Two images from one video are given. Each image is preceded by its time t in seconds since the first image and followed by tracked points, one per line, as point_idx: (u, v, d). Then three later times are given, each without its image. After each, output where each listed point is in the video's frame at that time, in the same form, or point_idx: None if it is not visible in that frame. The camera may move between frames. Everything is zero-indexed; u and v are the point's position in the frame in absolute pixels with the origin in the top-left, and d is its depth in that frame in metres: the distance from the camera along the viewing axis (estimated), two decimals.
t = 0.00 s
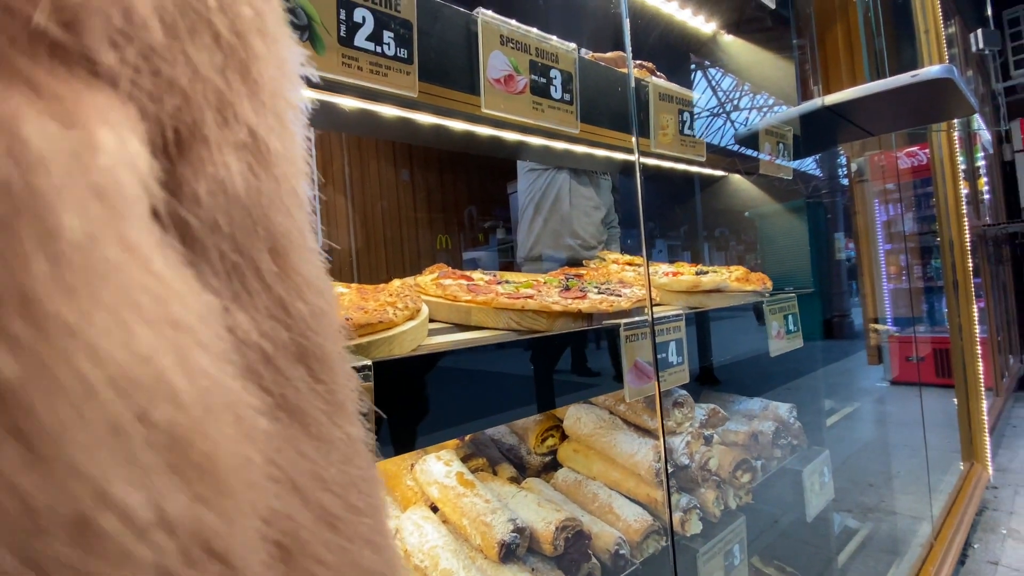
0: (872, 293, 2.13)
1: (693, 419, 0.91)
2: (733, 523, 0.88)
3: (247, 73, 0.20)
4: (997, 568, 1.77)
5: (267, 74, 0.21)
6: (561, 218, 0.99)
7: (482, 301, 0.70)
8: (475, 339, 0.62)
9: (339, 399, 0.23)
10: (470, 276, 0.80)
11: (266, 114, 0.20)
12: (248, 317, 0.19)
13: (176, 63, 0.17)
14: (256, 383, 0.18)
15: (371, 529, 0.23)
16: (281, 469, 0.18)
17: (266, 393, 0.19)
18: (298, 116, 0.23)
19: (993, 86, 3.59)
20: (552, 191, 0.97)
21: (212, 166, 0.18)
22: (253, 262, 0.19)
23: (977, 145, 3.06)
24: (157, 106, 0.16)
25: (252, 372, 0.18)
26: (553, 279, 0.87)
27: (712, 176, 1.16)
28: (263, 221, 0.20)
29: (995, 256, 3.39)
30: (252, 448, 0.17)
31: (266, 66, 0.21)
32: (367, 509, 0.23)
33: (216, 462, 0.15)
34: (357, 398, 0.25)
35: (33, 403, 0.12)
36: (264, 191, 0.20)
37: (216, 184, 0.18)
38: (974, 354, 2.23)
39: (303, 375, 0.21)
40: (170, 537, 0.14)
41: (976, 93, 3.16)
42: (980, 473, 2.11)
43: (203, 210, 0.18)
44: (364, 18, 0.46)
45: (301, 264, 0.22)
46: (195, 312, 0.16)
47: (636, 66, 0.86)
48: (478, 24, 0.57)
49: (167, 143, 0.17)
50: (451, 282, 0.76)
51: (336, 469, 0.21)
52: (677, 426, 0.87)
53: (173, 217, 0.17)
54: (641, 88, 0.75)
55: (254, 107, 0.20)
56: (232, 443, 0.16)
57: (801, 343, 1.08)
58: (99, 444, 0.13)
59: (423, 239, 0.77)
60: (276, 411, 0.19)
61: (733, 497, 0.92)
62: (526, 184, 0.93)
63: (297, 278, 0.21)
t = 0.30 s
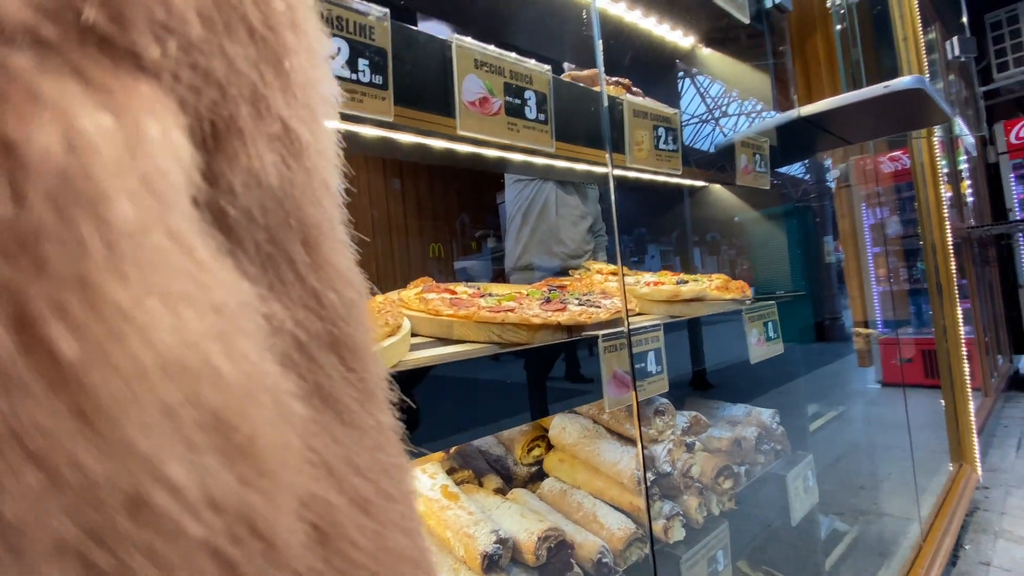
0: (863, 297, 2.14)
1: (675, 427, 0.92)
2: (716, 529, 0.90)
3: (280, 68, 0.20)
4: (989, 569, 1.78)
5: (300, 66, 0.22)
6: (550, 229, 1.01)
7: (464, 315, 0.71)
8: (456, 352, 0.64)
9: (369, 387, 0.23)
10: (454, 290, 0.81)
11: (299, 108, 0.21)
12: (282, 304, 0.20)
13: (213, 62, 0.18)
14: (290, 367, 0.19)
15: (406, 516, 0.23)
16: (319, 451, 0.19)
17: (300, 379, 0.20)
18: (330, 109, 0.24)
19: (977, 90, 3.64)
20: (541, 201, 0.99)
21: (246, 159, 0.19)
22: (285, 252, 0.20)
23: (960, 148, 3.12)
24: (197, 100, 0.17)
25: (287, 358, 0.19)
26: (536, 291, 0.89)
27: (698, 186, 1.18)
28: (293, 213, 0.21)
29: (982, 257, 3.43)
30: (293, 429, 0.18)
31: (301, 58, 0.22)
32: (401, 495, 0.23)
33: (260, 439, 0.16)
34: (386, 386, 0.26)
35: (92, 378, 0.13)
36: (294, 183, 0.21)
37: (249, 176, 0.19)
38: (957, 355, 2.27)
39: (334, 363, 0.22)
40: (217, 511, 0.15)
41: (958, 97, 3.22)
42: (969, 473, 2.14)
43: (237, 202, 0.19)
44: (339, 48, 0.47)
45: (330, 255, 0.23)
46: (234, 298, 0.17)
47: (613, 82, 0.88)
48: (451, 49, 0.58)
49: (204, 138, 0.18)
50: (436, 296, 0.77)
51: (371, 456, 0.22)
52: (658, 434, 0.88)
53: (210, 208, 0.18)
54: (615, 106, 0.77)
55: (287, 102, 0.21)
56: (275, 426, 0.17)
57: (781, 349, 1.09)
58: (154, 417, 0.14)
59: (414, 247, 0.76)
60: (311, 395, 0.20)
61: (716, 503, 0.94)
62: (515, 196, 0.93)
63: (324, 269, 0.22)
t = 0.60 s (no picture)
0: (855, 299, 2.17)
1: (644, 433, 0.96)
2: (688, 531, 0.93)
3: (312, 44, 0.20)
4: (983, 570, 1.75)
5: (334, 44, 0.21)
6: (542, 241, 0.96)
7: (438, 332, 0.69)
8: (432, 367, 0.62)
9: (402, 378, 0.23)
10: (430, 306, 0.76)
11: (334, 85, 0.21)
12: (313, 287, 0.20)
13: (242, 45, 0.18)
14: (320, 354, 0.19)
15: (439, 512, 0.23)
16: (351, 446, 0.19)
17: (331, 367, 0.20)
18: (363, 85, 0.24)
19: (966, 91, 3.67)
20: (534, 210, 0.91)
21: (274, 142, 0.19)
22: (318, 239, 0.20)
23: (948, 150, 3.16)
24: (231, 81, 0.18)
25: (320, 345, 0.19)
26: (507, 306, 0.88)
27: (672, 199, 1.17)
28: (323, 199, 0.21)
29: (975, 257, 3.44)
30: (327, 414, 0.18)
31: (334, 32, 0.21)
32: (434, 492, 0.23)
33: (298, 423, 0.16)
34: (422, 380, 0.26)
35: (125, 363, 0.13)
36: (324, 166, 0.21)
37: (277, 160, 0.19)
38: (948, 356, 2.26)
39: (366, 352, 0.22)
40: (250, 499, 0.15)
41: (943, 101, 3.27)
42: (962, 475, 2.14)
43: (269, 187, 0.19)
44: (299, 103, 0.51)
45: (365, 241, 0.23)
46: (270, 279, 0.17)
47: (581, 108, 0.92)
48: (416, 92, 0.63)
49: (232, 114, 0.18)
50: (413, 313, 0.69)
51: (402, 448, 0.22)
52: (628, 441, 0.92)
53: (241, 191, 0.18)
54: (576, 132, 0.83)
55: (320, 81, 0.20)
56: (310, 417, 0.17)
57: (752, 356, 1.13)
58: (191, 396, 0.14)
59: (414, 253, 0.76)
60: (343, 382, 0.20)
61: (688, 506, 0.97)
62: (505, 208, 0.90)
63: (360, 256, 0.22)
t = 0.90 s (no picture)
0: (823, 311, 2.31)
1: (614, 438, 1.03)
2: (658, 530, 1.01)
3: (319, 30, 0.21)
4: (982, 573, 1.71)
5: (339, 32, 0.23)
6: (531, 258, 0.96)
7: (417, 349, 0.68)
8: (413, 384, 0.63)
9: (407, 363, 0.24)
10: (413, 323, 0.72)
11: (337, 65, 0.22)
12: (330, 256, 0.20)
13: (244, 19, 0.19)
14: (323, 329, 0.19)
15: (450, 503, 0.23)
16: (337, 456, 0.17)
17: (334, 345, 0.19)
18: (360, 69, 0.25)
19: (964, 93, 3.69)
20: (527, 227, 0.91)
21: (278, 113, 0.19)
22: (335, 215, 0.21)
23: (946, 153, 3.18)
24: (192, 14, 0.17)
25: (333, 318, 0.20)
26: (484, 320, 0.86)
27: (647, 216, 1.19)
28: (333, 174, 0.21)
29: (980, 258, 3.42)
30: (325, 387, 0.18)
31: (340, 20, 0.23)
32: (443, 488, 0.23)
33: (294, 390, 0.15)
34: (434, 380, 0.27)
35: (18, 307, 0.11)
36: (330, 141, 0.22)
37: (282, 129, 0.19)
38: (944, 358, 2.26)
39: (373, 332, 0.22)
40: (202, 496, 0.13)
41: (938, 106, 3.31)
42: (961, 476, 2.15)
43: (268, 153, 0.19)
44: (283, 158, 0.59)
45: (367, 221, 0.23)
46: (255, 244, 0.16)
47: (550, 143, 1.01)
48: (389, 142, 0.71)
49: (205, 64, 0.18)
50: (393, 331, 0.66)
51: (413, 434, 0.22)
52: (598, 445, 1.00)
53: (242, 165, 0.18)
54: (541, 165, 0.93)
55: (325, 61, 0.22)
56: (277, 426, 0.15)
57: (721, 365, 1.21)
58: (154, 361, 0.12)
59: (432, 267, 0.75)
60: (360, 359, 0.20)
61: (658, 507, 1.04)
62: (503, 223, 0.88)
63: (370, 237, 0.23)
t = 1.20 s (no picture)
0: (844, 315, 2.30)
1: (602, 432, 1.15)
2: (643, 518, 1.10)
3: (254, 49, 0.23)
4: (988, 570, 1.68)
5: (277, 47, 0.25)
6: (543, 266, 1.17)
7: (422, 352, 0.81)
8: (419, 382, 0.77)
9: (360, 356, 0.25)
10: (421, 330, 0.86)
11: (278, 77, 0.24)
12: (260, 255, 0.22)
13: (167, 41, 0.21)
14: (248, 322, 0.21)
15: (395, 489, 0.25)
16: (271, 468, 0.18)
17: (263, 330, 0.21)
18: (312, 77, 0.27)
19: (978, 92, 3.68)
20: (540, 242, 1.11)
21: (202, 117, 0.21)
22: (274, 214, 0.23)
23: (958, 154, 3.18)
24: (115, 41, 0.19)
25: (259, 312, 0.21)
26: (483, 326, 0.99)
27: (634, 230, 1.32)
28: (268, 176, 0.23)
29: (1000, 258, 3.38)
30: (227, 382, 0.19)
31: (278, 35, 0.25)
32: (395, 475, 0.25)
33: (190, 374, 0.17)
34: (401, 376, 0.28)
35: None
36: (276, 141, 0.23)
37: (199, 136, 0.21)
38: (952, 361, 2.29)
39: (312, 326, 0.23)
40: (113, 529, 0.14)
41: (948, 107, 3.32)
42: (971, 475, 2.17)
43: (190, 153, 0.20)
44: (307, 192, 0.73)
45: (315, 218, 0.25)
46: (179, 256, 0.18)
47: (539, 166, 1.14)
48: (389, 176, 0.84)
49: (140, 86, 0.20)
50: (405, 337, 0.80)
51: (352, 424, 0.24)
52: (585, 439, 1.12)
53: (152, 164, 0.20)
54: (528, 189, 1.04)
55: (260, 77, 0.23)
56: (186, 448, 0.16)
57: (707, 366, 1.30)
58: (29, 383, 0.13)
59: (450, 274, 0.98)
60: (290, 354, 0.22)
61: (645, 497, 1.14)
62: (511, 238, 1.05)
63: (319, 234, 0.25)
